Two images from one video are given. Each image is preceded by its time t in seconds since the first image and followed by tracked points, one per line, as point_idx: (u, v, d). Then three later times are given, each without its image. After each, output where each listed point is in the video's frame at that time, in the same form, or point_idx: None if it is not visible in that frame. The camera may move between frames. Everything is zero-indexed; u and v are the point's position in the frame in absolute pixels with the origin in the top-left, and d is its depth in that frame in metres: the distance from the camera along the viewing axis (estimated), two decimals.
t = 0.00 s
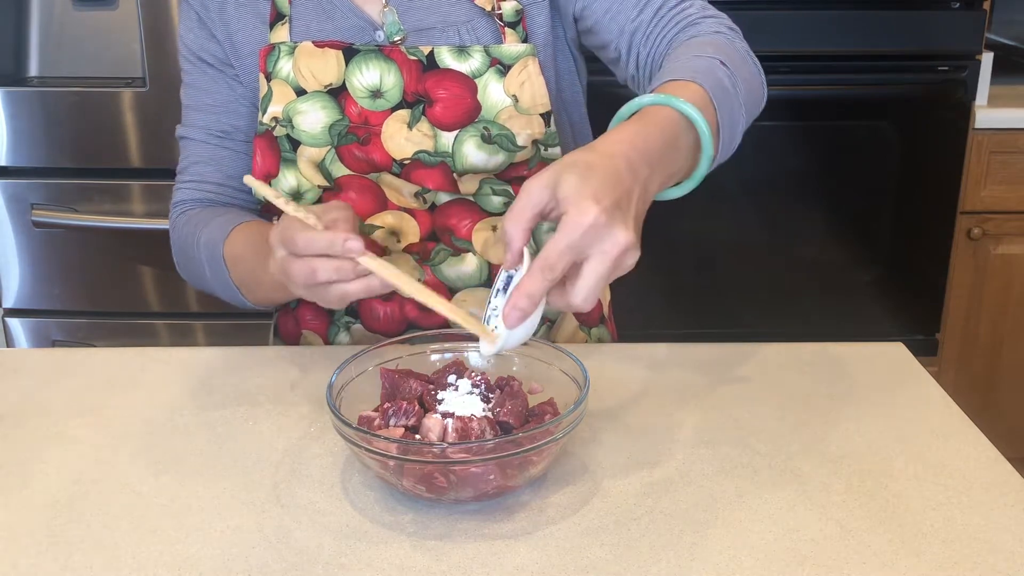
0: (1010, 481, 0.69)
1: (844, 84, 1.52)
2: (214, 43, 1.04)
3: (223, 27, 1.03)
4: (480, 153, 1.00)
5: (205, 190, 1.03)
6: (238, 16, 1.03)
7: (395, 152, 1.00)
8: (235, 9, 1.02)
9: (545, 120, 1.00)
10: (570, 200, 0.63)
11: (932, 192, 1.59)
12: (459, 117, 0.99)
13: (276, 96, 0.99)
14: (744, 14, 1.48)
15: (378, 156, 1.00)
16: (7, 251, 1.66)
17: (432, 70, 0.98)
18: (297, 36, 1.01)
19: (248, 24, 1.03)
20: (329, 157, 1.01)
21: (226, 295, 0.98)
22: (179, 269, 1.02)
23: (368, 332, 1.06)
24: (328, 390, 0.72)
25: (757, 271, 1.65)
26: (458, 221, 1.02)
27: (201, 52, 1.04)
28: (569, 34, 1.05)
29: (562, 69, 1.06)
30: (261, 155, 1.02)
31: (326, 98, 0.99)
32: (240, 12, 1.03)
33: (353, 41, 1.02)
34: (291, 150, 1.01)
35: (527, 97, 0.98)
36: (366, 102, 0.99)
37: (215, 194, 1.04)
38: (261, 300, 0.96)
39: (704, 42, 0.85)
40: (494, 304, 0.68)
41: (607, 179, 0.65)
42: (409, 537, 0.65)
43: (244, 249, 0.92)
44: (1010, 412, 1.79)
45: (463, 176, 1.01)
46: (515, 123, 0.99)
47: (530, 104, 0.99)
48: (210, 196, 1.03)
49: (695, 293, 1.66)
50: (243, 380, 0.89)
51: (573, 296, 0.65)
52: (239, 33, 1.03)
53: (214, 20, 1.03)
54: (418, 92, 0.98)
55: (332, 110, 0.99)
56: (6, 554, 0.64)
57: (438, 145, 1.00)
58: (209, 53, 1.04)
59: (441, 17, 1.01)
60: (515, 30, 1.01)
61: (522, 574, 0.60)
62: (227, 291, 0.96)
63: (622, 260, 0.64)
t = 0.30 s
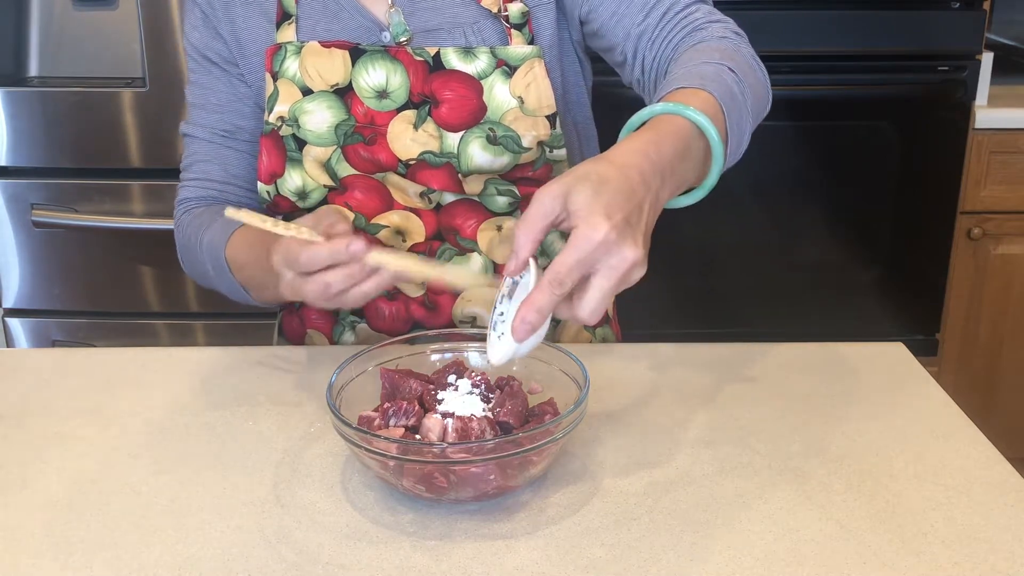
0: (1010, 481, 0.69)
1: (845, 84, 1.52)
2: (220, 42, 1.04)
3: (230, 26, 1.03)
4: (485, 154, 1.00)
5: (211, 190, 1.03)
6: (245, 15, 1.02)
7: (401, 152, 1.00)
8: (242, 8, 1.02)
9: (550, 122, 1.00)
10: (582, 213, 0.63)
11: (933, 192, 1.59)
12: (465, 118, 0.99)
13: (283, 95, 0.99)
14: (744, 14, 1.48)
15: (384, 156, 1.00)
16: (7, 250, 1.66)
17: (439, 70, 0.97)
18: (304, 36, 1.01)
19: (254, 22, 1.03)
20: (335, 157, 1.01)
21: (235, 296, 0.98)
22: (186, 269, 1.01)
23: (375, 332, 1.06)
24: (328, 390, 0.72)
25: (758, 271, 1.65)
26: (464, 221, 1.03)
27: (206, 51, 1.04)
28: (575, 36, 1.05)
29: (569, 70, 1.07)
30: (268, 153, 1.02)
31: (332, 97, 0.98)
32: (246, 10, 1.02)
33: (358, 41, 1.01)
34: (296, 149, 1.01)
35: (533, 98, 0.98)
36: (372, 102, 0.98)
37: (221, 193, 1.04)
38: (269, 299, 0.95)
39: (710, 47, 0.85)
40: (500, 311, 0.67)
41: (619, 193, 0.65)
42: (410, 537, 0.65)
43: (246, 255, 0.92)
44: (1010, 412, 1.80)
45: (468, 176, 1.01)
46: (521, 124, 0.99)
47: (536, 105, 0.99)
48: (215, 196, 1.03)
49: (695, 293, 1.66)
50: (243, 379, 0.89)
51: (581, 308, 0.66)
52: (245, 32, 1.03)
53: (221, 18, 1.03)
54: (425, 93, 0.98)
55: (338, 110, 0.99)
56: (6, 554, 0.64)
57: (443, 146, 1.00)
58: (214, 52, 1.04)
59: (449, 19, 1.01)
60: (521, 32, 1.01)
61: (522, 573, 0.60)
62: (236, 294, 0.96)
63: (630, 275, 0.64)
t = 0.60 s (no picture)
0: (1010, 481, 0.69)
1: (844, 84, 1.52)
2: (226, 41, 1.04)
3: (236, 25, 1.03)
4: (490, 155, 1.00)
5: (213, 187, 1.04)
6: (252, 15, 1.02)
7: (405, 153, 1.00)
8: (249, 8, 1.02)
9: (554, 123, 0.99)
10: (575, 214, 0.63)
11: (933, 192, 1.59)
12: (470, 118, 0.99)
13: (289, 94, 0.99)
14: (744, 14, 1.48)
15: (388, 156, 1.00)
16: (7, 250, 1.66)
17: (444, 71, 0.98)
18: (310, 36, 1.02)
19: (261, 21, 1.03)
20: (339, 156, 1.01)
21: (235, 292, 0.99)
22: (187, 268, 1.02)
23: (377, 330, 1.06)
24: (328, 390, 0.72)
25: (758, 271, 1.65)
26: (467, 222, 1.03)
27: (212, 50, 1.04)
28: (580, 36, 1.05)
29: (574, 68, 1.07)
30: (273, 152, 1.01)
31: (337, 97, 0.98)
32: (253, 10, 1.02)
33: (364, 41, 1.02)
34: (301, 148, 1.01)
35: (537, 100, 0.98)
36: (377, 102, 0.98)
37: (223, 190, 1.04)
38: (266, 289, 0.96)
39: (713, 46, 0.85)
40: (499, 302, 0.68)
41: (614, 193, 0.65)
42: (410, 537, 0.65)
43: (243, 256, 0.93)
44: (1010, 412, 1.79)
45: (472, 177, 1.01)
46: (525, 125, 0.99)
47: (540, 107, 0.98)
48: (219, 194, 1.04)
49: (695, 293, 1.66)
50: (244, 379, 0.90)
51: (574, 309, 0.66)
52: (252, 32, 1.03)
53: (228, 17, 1.03)
54: (430, 93, 0.98)
55: (343, 109, 0.99)
56: (7, 554, 0.64)
57: (448, 146, 0.99)
58: (220, 51, 1.04)
59: (455, 19, 1.01)
60: (527, 32, 1.01)
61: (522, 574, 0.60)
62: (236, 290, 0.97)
63: (624, 276, 0.64)
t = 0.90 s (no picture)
0: (1010, 481, 0.69)
1: (844, 84, 1.52)
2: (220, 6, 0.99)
3: None
4: (460, 169, 0.98)
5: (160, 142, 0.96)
6: None
7: (377, 148, 0.98)
8: None
9: (529, 156, 0.99)
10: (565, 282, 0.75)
11: (933, 193, 1.60)
12: (448, 127, 0.96)
13: (275, 67, 0.97)
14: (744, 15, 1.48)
15: (359, 147, 0.98)
16: (7, 251, 1.67)
17: (433, 75, 0.95)
18: (306, 11, 0.97)
19: None
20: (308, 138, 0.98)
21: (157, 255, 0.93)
22: (109, 217, 0.95)
23: (335, 333, 1.04)
24: (328, 389, 0.72)
25: (758, 272, 1.65)
26: (431, 228, 0.99)
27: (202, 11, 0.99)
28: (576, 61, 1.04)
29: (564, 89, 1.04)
30: (257, 123, 1.01)
31: (319, 80, 0.96)
32: None
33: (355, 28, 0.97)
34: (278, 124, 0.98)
35: (519, 124, 0.97)
36: (357, 92, 0.96)
37: (170, 146, 0.96)
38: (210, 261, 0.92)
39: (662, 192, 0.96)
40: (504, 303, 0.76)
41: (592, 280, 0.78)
42: (410, 537, 0.65)
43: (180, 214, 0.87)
44: (1010, 413, 1.80)
45: (439, 186, 0.99)
46: (501, 148, 0.97)
47: (521, 131, 0.97)
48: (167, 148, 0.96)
49: (694, 293, 1.66)
50: (243, 379, 0.90)
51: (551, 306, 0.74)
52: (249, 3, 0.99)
53: None
54: (412, 94, 0.95)
55: (321, 94, 0.96)
56: (7, 553, 0.64)
57: (420, 150, 0.97)
58: (210, 14, 0.99)
59: (461, 35, 0.97)
60: (525, 61, 0.97)
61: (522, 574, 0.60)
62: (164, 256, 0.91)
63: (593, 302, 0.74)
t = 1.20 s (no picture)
0: (1010, 481, 0.69)
1: (843, 85, 1.52)
2: None
3: None
4: (520, 172, 1.00)
5: (188, 109, 0.94)
6: None
7: (435, 147, 1.00)
8: None
9: (585, 162, 1.02)
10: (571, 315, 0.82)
11: (933, 193, 1.60)
12: (512, 131, 0.98)
13: (335, 58, 0.97)
14: (744, 15, 1.48)
15: (417, 146, 1.00)
16: (8, 251, 1.67)
17: (501, 78, 0.97)
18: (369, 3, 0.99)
19: None
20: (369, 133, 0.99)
21: (163, 224, 0.90)
22: (126, 182, 0.91)
23: (377, 334, 1.06)
24: (328, 389, 0.72)
25: (758, 272, 1.65)
26: (482, 228, 1.04)
27: None
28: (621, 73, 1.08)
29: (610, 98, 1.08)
30: (312, 112, 1.01)
31: (382, 74, 0.97)
32: None
33: (416, 23, 1.00)
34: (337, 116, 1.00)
35: (578, 134, 1.00)
36: (421, 90, 0.97)
37: (199, 115, 0.94)
38: (219, 234, 0.89)
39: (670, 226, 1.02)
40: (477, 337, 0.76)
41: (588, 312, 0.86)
42: (410, 537, 0.65)
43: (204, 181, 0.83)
44: (1010, 413, 1.80)
45: (496, 188, 1.02)
46: (561, 154, 1.00)
47: (579, 143, 1.00)
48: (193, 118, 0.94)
49: (694, 292, 1.66)
50: (243, 379, 0.90)
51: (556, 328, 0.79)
52: None
53: None
54: (478, 95, 0.97)
55: (385, 88, 0.97)
56: (8, 553, 0.64)
57: (480, 152, 1.00)
58: None
59: (523, 41, 1.01)
60: (587, 69, 1.01)
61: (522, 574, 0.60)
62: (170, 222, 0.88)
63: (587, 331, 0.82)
